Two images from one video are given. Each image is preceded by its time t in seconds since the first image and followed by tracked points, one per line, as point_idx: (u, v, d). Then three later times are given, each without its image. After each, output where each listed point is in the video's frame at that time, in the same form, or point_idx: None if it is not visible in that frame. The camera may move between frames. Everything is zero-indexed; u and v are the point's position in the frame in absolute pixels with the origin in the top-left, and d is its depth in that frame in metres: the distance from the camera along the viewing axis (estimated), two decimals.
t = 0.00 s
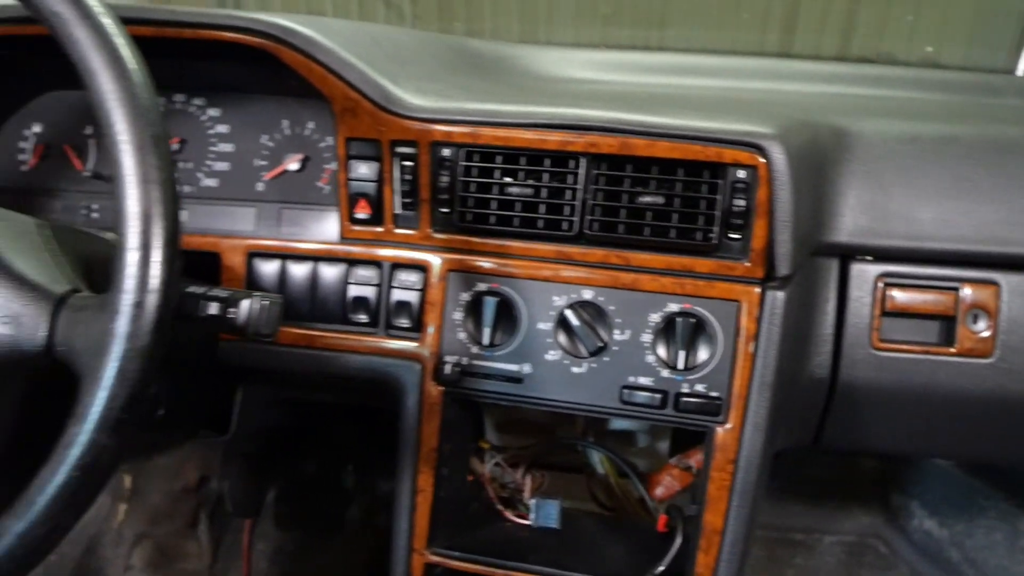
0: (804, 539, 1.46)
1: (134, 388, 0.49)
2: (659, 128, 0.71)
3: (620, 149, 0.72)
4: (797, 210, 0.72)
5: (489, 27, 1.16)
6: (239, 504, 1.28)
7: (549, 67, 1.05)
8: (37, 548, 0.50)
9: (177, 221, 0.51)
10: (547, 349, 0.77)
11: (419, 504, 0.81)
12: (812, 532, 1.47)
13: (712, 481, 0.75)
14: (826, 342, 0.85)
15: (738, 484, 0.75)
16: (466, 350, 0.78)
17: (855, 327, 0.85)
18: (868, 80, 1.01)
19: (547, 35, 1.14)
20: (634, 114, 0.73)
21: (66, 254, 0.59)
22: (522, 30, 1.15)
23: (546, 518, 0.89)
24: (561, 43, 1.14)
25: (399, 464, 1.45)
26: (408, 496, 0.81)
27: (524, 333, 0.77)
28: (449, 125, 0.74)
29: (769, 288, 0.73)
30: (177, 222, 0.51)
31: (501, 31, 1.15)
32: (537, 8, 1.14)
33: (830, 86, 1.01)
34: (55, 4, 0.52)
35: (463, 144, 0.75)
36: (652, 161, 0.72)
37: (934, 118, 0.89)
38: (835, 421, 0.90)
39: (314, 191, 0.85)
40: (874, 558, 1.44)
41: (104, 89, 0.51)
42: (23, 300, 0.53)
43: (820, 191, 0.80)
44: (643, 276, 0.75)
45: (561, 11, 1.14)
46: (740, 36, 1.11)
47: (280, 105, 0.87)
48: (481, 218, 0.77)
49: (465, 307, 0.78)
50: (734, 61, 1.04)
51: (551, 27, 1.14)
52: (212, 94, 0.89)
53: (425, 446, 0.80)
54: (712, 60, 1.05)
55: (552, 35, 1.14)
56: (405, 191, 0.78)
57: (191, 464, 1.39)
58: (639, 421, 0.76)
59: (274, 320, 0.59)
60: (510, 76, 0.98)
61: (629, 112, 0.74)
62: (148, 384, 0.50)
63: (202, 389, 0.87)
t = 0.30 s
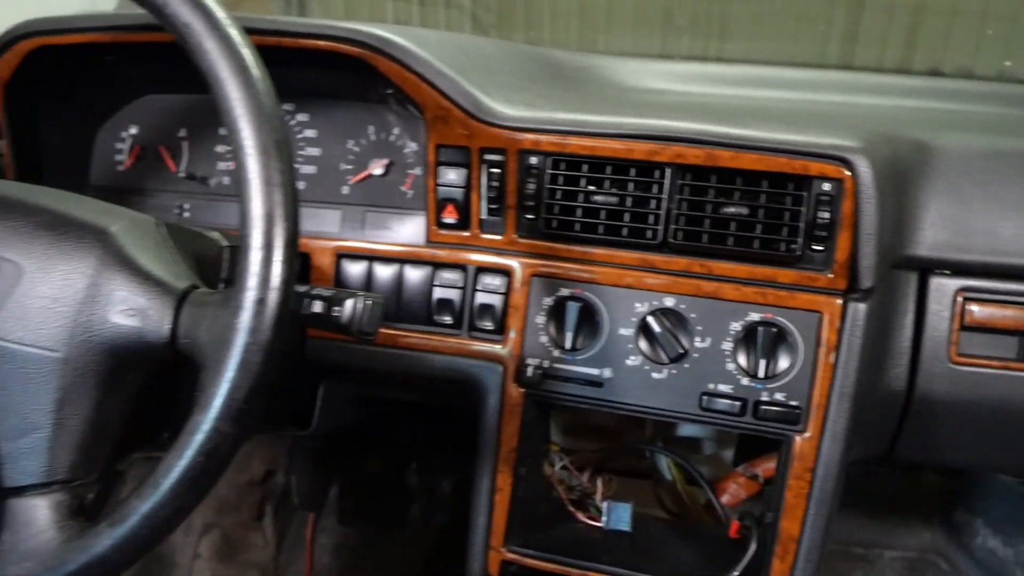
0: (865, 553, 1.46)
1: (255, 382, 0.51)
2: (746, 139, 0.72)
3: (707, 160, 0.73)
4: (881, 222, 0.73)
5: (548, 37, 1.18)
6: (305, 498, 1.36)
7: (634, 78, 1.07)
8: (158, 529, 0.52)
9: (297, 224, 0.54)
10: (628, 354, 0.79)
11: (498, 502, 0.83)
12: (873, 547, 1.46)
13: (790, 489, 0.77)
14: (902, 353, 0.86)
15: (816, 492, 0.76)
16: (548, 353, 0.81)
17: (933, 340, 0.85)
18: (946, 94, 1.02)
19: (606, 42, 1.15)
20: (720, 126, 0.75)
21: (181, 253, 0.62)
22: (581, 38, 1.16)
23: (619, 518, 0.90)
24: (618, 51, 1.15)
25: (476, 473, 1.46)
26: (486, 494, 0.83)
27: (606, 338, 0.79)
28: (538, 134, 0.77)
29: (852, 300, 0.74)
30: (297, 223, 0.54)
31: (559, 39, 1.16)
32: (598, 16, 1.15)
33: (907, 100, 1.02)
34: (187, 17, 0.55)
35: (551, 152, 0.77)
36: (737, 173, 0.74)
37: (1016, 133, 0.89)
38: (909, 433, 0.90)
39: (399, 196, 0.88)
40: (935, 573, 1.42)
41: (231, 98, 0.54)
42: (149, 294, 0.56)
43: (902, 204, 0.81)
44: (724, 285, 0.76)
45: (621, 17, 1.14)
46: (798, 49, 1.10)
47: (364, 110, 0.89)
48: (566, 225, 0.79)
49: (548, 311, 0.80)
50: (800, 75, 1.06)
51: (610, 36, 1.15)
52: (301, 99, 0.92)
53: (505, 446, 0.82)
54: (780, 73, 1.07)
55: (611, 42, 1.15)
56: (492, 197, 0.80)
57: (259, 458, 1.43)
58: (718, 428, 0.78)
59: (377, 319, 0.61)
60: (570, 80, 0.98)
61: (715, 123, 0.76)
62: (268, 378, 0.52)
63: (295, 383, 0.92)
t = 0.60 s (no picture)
0: (906, 566, 1.40)
1: (331, 378, 0.53)
2: (805, 149, 0.73)
3: (764, 169, 0.74)
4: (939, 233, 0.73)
5: (587, 43, 1.18)
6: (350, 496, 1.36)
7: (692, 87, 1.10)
8: (236, 519, 0.54)
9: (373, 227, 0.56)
10: (682, 360, 0.80)
11: (550, 503, 0.85)
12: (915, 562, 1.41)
13: (842, 497, 0.78)
14: (956, 364, 0.86)
15: (869, 501, 0.77)
16: (602, 357, 0.82)
17: (987, 351, 0.85)
18: (1000, 105, 1.02)
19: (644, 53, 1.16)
20: (778, 135, 0.75)
21: (253, 251, 0.64)
22: (620, 47, 1.17)
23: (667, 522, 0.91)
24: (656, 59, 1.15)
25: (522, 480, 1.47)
26: (538, 496, 0.85)
27: (660, 343, 0.80)
28: (597, 141, 0.78)
29: (908, 310, 0.75)
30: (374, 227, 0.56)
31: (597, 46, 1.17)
32: (636, 27, 1.16)
33: (961, 111, 1.02)
34: (271, 26, 0.57)
35: (608, 159, 0.78)
36: (795, 182, 0.74)
37: None
38: (961, 443, 0.90)
39: (454, 202, 0.90)
40: None
41: (311, 103, 0.56)
42: (227, 292, 0.58)
43: (958, 215, 0.80)
44: (780, 293, 0.77)
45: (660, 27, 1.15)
46: (841, 56, 1.10)
47: (421, 114, 0.91)
48: (622, 232, 0.80)
49: (603, 316, 0.82)
50: (846, 84, 1.07)
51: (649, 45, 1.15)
52: (360, 104, 0.94)
53: (556, 449, 0.84)
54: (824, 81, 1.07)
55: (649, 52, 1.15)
56: (550, 203, 0.82)
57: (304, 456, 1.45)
58: (771, 434, 0.79)
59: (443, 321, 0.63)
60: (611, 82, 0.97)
61: (773, 133, 0.76)
62: (343, 375, 0.54)
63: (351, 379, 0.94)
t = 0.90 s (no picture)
0: None
1: (410, 374, 0.54)
2: (872, 157, 0.73)
3: (831, 177, 0.74)
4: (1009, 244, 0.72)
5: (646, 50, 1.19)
6: (398, 493, 1.36)
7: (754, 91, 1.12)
8: (314, 511, 0.55)
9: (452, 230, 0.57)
10: (742, 365, 0.81)
11: (606, 504, 0.86)
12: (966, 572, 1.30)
13: (903, 506, 0.78)
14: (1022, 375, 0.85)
15: (930, 511, 0.77)
16: (662, 361, 0.83)
17: None
18: None
19: (690, 55, 1.17)
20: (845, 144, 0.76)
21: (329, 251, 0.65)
22: (666, 47, 1.18)
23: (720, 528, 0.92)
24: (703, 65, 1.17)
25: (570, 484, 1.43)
26: (596, 497, 0.86)
27: (721, 348, 0.81)
28: (662, 147, 0.79)
29: (972, 320, 0.74)
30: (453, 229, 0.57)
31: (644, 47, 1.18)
32: (681, 32, 1.17)
33: None
34: (354, 33, 0.59)
35: (673, 165, 0.79)
36: (861, 190, 0.74)
37: None
38: None
39: (513, 203, 0.91)
40: None
41: (393, 107, 0.57)
42: (307, 290, 0.59)
43: None
44: (843, 300, 0.77)
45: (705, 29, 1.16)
46: (894, 61, 1.09)
47: (483, 118, 0.93)
48: (685, 237, 0.81)
49: (664, 320, 0.83)
50: (907, 93, 1.07)
51: (695, 51, 1.17)
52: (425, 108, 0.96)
53: (616, 450, 0.85)
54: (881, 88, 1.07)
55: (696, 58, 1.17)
56: (613, 208, 0.83)
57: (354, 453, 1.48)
58: (832, 441, 0.79)
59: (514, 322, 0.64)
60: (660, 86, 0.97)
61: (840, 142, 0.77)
62: (421, 371, 0.55)
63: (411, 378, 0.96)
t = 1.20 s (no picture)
0: None
1: (471, 377, 0.55)
2: (926, 172, 0.73)
3: (884, 190, 0.74)
4: None
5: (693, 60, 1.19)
6: (434, 496, 1.37)
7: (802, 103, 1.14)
8: (375, 509, 0.56)
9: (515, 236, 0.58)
10: (790, 377, 0.81)
11: (650, 511, 0.87)
12: None
13: (951, 522, 0.78)
14: None
15: (978, 528, 0.77)
16: (709, 370, 0.83)
17: None
18: None
19: (728, 67, 1.18)
20: (898, 158, 0.76)
21: (388, 254, 0.66)
22: (703, 55, 1.18)
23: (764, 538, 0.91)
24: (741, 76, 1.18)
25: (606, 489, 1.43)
26: (640, 504, 0.87)
27: (769, 359, 0.81)
28: (714, 157, 0.79)
29: None
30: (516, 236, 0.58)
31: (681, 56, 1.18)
32: (718, 43, 1.17)
33: None
34: (421, 41, 0.60)
35: (724, 176, 0.79)
36: (913, 205, 0.74)
37: None
38: None
39: (558, 210, 0.92)
40: None
41: (459, 115, 0.58)
42: (369, 293, 0.61)
43: None
44: (893, 314, 0.77)
45: (743, 37, 1.16)
46: (943, 75, 1.08)
47: (533, 127, 0.94)
48: (735, 247, 0.81)
49: (712, 329, 0.83)
50: (957, 107, 1.06)
51: (733, 61, 1.17)
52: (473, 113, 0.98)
53: (660, 459, 0.86)
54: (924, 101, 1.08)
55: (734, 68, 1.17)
56: (662, 217, 0.83)
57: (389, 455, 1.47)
58: (880, 455, 0.79)
59: (570, 327, 0.65)
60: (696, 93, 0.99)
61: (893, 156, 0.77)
62: (481, 374, 0.56)
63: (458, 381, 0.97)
